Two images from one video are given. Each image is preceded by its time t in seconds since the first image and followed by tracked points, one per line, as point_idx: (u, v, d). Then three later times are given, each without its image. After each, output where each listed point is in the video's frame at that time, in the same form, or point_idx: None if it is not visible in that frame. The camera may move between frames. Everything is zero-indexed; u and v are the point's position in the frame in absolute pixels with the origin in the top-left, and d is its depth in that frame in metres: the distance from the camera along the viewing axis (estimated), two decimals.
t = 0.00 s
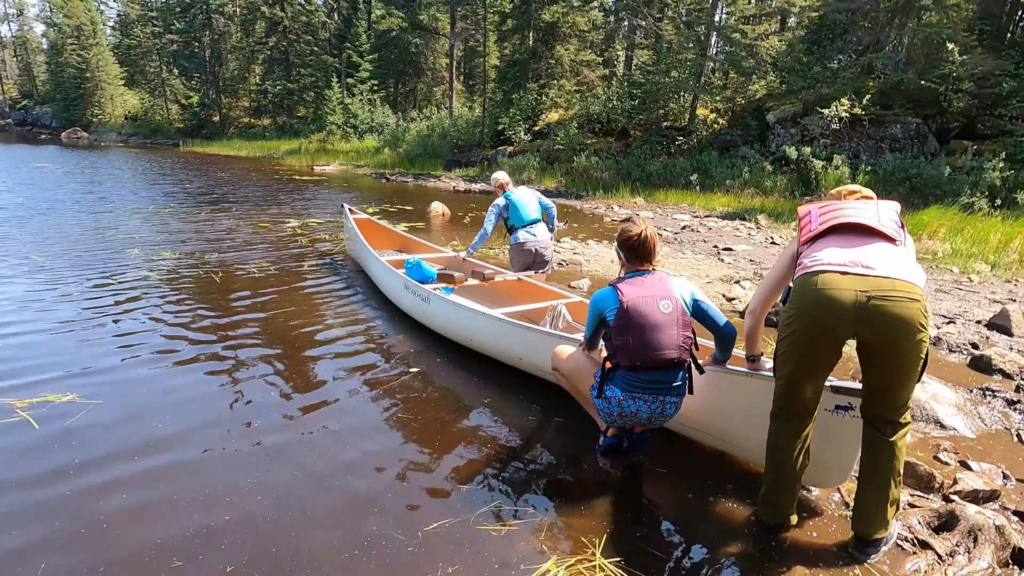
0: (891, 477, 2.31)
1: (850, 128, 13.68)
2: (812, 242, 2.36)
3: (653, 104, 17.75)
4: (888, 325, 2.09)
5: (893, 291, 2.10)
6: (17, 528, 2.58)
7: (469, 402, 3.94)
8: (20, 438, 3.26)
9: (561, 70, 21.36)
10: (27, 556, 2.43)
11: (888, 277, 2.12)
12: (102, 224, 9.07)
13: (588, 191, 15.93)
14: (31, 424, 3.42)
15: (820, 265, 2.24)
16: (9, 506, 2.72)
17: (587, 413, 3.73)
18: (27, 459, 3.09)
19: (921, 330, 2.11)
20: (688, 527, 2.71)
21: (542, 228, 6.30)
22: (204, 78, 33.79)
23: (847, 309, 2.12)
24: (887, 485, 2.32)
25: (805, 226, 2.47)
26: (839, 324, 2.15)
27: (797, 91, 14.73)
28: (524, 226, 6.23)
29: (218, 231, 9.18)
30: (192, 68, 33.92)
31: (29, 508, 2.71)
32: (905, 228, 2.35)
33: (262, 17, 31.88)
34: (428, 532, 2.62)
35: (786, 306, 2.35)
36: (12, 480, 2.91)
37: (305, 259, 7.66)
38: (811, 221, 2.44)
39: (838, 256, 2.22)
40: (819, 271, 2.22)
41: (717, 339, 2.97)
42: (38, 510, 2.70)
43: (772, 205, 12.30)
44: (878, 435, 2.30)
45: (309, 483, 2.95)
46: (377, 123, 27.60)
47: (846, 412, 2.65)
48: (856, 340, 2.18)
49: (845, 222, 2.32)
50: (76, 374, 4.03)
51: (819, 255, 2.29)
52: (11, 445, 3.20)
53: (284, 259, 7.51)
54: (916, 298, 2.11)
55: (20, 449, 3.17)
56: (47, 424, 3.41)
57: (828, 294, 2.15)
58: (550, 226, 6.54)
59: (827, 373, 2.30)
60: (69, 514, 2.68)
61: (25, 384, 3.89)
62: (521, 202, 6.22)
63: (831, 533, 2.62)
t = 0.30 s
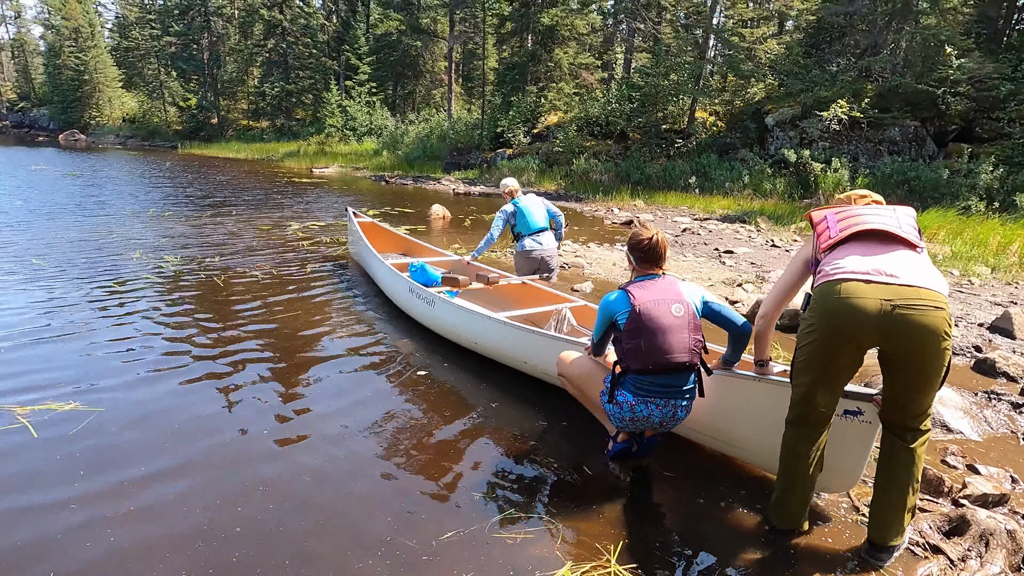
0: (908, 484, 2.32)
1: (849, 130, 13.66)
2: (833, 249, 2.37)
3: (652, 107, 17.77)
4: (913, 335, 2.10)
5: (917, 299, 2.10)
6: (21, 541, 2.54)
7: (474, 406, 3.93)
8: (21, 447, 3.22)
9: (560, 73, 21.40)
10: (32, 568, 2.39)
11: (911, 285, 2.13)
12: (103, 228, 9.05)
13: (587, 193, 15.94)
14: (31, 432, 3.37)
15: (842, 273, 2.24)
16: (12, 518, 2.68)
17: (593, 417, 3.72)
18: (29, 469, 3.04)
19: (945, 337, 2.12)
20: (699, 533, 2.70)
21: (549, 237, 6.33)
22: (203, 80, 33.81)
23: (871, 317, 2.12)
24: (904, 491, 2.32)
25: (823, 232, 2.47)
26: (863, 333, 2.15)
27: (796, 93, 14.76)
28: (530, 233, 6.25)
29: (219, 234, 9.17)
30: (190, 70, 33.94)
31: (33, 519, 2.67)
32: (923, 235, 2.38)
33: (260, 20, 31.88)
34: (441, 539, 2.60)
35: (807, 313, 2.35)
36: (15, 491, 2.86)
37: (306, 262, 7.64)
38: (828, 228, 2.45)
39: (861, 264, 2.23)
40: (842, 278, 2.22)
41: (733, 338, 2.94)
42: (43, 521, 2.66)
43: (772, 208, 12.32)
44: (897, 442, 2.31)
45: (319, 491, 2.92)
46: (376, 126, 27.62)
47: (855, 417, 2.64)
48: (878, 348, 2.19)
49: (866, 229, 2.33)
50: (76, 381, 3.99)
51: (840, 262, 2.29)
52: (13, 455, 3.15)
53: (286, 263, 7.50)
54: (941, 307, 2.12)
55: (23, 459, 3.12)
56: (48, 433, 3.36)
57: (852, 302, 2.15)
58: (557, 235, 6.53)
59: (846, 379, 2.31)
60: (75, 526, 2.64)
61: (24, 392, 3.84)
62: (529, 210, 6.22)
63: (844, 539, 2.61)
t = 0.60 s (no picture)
0: (919, 492, 2.31)
1: (852, 133, 13.63)
2: (846, 256, 2.36)
3: (655, 110, 17.79)
4: (931, 344, 2.10)
5: (934, 308, 2.10)
6: (30, 551, 2.51)
7: (482, 410, 3.94)
8: (27, 456, 3.19)
9: (562, 76, 21.45)
10: None
11: (929, 294, 2.13)
12: (109, 232, 9.09)
13: (590, 196, 15.96)
14: (37, 440, 3.35)
15: (858, 280, 2.23)
16: (19, 528, 2.65)
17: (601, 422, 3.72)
18: (35, 478, 3.02)
19: (961, 346, 2.12)
20: (709, 540, 2.69)
21: (552, 234, 6.32)
22: (206, 84, 33.98)
23: (888, 326, 2.11)
24: (915, 498, 2.32)
25: (835, 239, 2.46)
26: (880, 341, 2.15)
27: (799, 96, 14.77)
28: (535, 231, 6.25)
29: (224, 238, 9.21)
30: (194, 74, 34.10)
31: (41, 529, 2.64)
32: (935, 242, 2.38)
33: (263, 24, 32.02)
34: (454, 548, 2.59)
35: (821, 320, 2.35)
36: (22, 500, 2.83)
37: (310, 266, 7.65)
38: (841, 234, 2.44)
39: (876, 271, 2.22)
40: (857, 286, 2.21)
41: (739, 347, 2.94)
42: (50, 531, 2.63)
43: (775, 210, 12.31)
44: (908, 448, 2.31)
45: (329, 499, 2.89)
46: (378, 129, 27.70)
47: (859, 423, 2.63)
48: (894, 357, 2.18)
49: (879, 236, 2.32)
50: (82, 388, 3.97)
51: (854, 270, 2.28)
52: (19, 464, 3.13)
53: (292, 267, 7.52)
54: (958, 315, 2.11)
55: (30, 467, 3.10)
56: (54, 441, 3.34)
57: (868, 311, 2.15)
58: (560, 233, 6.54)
59: (860, 387, 2.30)
60: (83, 536, 2.61)
61: (31, 400, 3.82)
62: (529, 212, 6.19)
63: (856, 547, 2.60)
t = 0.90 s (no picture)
0: (927, 497, 2.29)
1: (857, 135, 13.61)
2: (855, 259, 2.34)
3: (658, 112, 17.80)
4: (942, 349, 2.07)
5: (945, 312, 2.08)
6: (36, 560, 2.49)
7: (489, 413, 3.93)
8: (33, 463, 3.18)
9: (566, 78, 21.49)
10: None
11: (939, 298, 2.10)
12: (116, 236, 9.15)
13: (594, 199, 15.97)
14: (43, 446, 3.33)
15: (866, 284, 2.22)
16: (25, 537, 2.62)
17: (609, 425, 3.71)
18: (40, 485, 2.99)
19: (972, 352, 2.09)
20: (719, 545, 2.67)
21: (555, 234, 6.36)
22: (212, 88, 34.27)
23: (897, 331, 2.09)
24: (923, 503, 2.30)
25: (843, 242, 2.45)
26: (892, 345, 2.12)
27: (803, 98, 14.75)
28: (536, 229, 6.30)
29: (230, 242, 9.24)
30: (200, 78, 34.37)
31: (46, 538, 2.61)
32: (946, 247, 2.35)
33: (268, 28, 32.21)
34: (463, 553, 2.57)
35: (828, 324, 2.33)
36: (26, 508, 2.81)
37: (316, 269, 7.66)
38: (850, 238, 2.42)
39: (884, 276, 2.20)
40: (867, 290, 2.19)
41: (746, 354, 2.90)
42: (55, 540, 2.60)
43: (780, 212, 12.29)
44: (917, 453, 2.29)
45: (336, 506, 2.87)
46: (383, 133, 27.80)
47: (866, 428, 2.61)
48: (904, 362, 2.16)
49: (887, 240, 2.30)
50: (88, 393, 3.96)
51: (862, 273, 2.27)
52: (24, 471, 3.10)
53: (298, 271, 7.53)
54: (969, 320, 2.09)
55: (35, 475, 3.08)
56: (59, 446, 3.33)
57: (877, 315, 2.13)
58: (566, 233, 6.55)
59: (870, 391, 2.28)
60: (89, 546, 2.57)
61: (37, 405, 3.81)
62: (540, 206, 6.25)
63: (868, 553, 2.57)
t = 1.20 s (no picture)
0: (933, 501, 2.28)
1: (862, 137, 13.55)
2: (861, 263, 2.32)
3: (662, 114, 17.77)
4: (948, 356, 2.05)
5: (951, 318, 2.05)
6: (42, 568, 2.47)
7: (496, 417, 3.92)
8: (38, 469, 3.17)
9: (570, 81, 21.48)
10: None
11: (946, 304, 2.08)
12: (121, 239, 9.19)
13: (598, 201, 15.95)
14: (47, 452, 3.32)
15: (872, 287, 2.19)
16: (29, 545, 2.60)
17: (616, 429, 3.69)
18: (43, 493, 2.97)
19: (979, 358, 2.07)
20: (727, 552, 2.64)
21: (558, 237, 6.41)
22: (217, 91, 34.46)
23: (903, 336, 2.07)
24: (929, 506, 2.28)
25: (850, 246, 2.43)
26: (897, 350, 2.10)
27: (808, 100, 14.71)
28: (539, 232, 6.34)
29: (235, 245, 9.26)
30: (205, 81, 34.58)
31: (49, 548, 2.59)
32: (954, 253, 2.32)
33: (272, 32, 32.36)
34: (471, 559, 2.56)
35: (834, 328, 2.31)
36: (28, 516, 2.78)
37: (321, 272, 7.68)
38: (857, 242, 2.40)
39: (890, 279, 2.18)
40: (872, 293, 2.18)
41: (750, 361, 2.87)
42: (59, 549, 2.59)
43: (784, 214, 12.24)
44: (921, 456, 2.28)
45: (341, 513, 2.85)
46: (387, 136, 27.92)
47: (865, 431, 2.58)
48: (910, 368, 2.14)
49: (895, 245, 2.28)
50: (91, 398, 3.96)
51: (868, 277, 2.25)
52: (27, 479, 3.08)
53: (303, 274, 7.55)
54: (975, 326, 2.07)
55: (39, 481, 3.07)
56: (64, 452, 3.32)
57: (881, 320, 2.11)
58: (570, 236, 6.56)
59: (875, 396, 2.26)
60: (93, 555, 2.55)
61: (41, 409, 3.79)
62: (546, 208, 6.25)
63: (878, 560, 2.54)
